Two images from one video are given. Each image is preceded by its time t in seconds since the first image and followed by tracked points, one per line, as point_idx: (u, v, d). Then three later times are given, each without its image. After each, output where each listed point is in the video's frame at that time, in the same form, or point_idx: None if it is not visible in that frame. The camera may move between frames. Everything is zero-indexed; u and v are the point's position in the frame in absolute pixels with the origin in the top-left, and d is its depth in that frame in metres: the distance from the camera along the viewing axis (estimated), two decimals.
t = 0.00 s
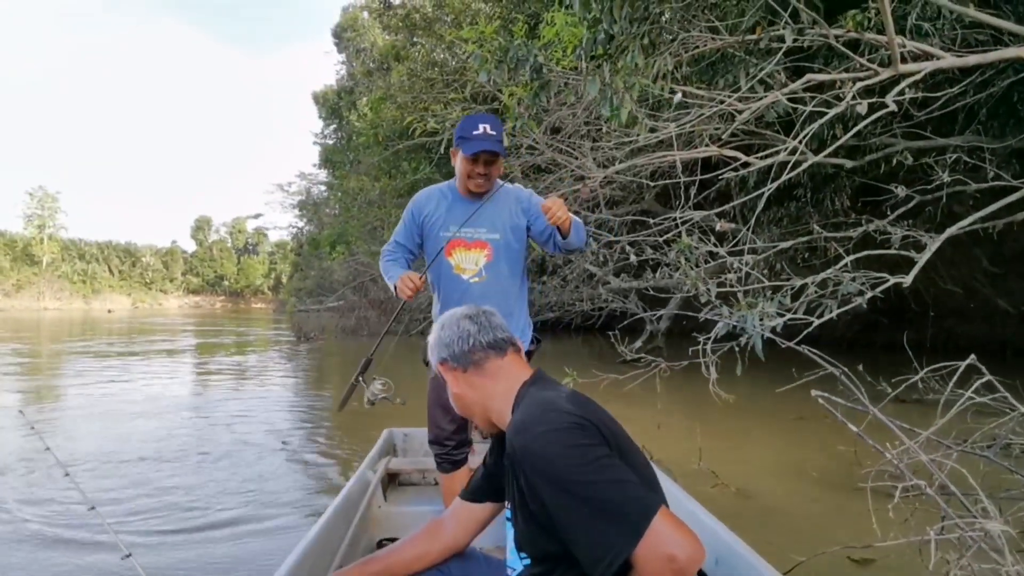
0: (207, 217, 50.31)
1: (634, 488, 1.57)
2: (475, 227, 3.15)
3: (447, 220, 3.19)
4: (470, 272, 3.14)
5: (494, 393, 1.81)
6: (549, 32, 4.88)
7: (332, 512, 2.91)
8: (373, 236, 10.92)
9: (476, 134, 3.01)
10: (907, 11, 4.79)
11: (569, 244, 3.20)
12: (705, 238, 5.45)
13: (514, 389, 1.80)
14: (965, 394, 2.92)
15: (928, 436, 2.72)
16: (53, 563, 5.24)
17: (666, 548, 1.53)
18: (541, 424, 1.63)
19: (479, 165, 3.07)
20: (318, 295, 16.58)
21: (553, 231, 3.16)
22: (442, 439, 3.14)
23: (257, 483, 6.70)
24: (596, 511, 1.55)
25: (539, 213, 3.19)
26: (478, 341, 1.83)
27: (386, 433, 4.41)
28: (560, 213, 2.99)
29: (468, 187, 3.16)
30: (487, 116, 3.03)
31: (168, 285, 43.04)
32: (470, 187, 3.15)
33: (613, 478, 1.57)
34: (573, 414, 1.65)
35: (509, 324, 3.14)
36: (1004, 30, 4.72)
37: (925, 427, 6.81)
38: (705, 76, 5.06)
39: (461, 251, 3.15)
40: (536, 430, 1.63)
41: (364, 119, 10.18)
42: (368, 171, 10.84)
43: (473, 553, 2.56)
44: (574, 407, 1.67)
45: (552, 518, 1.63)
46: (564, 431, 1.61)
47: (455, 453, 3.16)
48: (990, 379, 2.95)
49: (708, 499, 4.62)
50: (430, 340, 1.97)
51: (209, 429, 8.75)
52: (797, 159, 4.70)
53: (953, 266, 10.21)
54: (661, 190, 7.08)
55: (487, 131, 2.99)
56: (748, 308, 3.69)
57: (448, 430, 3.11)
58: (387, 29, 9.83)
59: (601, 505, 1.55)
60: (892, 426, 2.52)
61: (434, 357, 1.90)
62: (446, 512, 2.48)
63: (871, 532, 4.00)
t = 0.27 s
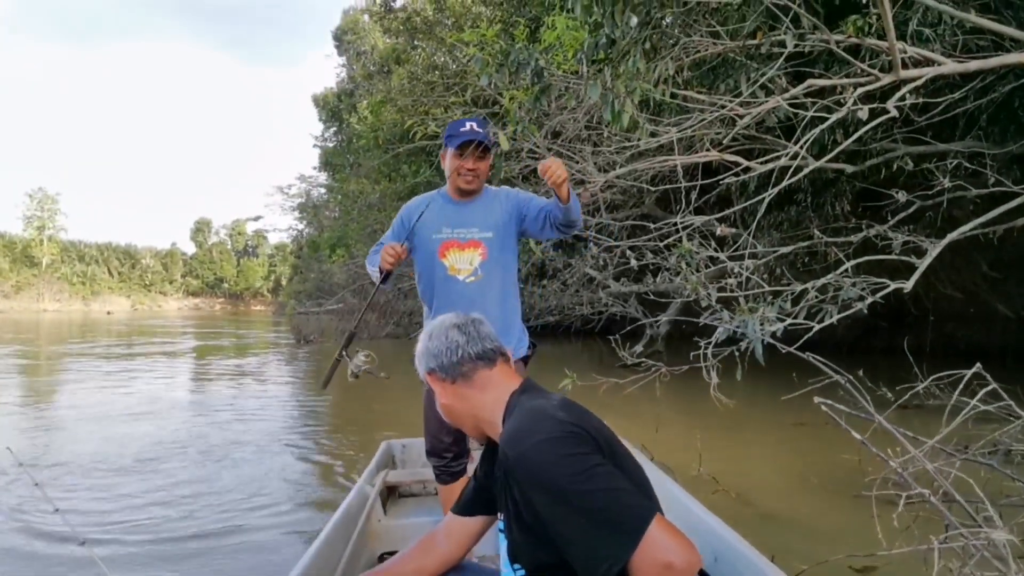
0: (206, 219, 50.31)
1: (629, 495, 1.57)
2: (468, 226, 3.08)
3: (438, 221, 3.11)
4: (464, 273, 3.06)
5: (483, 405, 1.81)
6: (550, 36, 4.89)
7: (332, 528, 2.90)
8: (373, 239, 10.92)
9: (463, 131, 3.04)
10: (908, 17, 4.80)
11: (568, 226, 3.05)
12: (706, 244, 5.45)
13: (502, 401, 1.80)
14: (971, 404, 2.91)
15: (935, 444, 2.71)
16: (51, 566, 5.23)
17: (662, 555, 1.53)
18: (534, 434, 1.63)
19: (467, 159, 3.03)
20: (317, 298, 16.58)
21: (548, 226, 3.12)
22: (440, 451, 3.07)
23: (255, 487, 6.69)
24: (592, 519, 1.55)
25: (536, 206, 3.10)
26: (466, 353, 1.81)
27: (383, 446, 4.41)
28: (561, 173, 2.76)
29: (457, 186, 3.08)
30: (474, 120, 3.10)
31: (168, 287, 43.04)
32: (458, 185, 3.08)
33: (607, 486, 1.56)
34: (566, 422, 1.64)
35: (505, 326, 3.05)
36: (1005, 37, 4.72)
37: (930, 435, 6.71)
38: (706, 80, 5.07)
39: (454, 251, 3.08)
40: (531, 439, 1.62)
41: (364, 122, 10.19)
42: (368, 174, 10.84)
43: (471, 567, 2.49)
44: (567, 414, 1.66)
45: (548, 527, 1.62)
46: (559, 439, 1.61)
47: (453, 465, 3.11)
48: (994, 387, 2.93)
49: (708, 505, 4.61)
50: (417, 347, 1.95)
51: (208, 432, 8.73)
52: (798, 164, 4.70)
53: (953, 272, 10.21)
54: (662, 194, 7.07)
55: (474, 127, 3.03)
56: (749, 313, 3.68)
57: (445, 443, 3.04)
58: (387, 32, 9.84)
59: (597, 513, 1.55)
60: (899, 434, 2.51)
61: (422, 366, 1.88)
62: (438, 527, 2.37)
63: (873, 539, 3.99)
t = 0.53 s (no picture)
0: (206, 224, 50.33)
1: (603, 505, 1.53)
2: (461, 225, 2.94)
3: (430, 222, 2.97)
4: (459, 272, 2.90)
5: (468, 424, 1.77)
6: (550, 44, 4.89)
7: (325, 543, 2.88)
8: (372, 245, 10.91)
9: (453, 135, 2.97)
10: (908, 26, 4.81)
11: (558, 187, 3.00)
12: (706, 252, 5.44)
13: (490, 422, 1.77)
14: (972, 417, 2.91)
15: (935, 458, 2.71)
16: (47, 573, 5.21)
17: (639, 561, 1.49)
18: (506, 452, 1.60)
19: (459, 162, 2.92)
20: (316, 304, 16.58)
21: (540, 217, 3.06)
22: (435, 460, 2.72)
23: (252, 494, 6.67)
24: (567, 533, 1.52)
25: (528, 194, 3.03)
26: (469, 371, 1.79)
27: (381, 457, 4.41)
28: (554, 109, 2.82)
29: (452, 191, 2.96)
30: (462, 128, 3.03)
31: (167, 292, 43.04)
32: (453, 189, 2.95)
33: (580, 497, 1.53)
34: (536, 437, 1.62)
35: (502, 327, 2.88)
36: (1004, 46, 4.73)
37: (932, 448, 6.58)
38: (706, 89, 5.08)
39: (447, 250, 2.92)
40: (502, 458, 1.59)
41: (364, 128, 10.19)
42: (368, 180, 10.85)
43: None
44: (538, 430, 1.64)
45: (527, 545, 1.59)
46: (530, 455, 1.58)
47: (449, 474, 2.76)
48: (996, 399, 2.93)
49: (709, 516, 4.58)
50: (402, 350, 1.86)
51: (205, 437, 8.72)
52: (797, 173, 4.69)
53: (953, 280, 10.20)
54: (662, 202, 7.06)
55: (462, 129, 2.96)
56: (748, 322, 3.66)
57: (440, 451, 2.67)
58: (388, 39, 9.85)
59: (573, 526, 1.51)
60: (899, 448, 2.52)
61: (410, 371, 1.80)
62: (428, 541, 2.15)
63: (875, 551, 3.96)
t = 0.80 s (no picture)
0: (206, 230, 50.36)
1: (589, 513, 1.47)
2: (465, 227, 2.93)
3: (436, 223, 2.98)
4: (461, 273, 2.89)
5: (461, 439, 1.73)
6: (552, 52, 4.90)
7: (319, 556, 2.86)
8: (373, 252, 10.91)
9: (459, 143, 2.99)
10: (908, 35, 4.82)
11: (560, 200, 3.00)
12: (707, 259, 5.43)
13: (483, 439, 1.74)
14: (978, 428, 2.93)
15: (941, 470, 2.73)
16: None
17: (626, 565, 1.42)
18: (488, 466, 1.53)
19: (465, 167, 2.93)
20: (317, 310, 16.57)
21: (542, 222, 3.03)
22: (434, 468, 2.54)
23: (252, 500, 6.65)
24: (553, 542, 1.44)
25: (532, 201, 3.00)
26: (474, 392, 1.78)
27: (379, 464, 4.38)
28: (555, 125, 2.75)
29: (459, 197, 2.96)
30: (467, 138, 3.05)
31: (167, 298, 43.06)
32: (459, 195, 2.96)
33: (565, 504, 1.46)
34: (519, 448, 1.55)
35: (502, 328, 2.84)
36: (1004, 55, 4.74)
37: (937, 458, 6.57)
38: (707, 97, 5.09)
39: (450, 251, 2.92)
40: (483, 471, 1.53)
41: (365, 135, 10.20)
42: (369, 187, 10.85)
43: None
44: (521, 441, 1.58)
45: (513, 560, 1.51)
46: (511, 467, 1.51)
47: (449, 481, 2.59)
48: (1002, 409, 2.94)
49: (711, 527, 4.55)
50: (405, 358, 1.82)
51: (205, 444, 8.71)
52: (799, 180, 4.69)
53: (953, 288, 10.20)
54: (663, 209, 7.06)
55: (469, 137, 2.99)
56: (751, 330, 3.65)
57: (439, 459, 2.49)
58: (389, 46, 9.86)
59: (558, 535, 1.44)
60: (905, 460, 2.53)
61: (415, 381, 1.76)
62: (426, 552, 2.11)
63: (880, 563, 3.94)
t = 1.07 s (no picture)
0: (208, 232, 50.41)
1: (584, 519, 1.47)
2: (470, 233, 2.94)
3: (442, 227, 2.99)
4: (462, 276, 2.89)
5: (455, 451, 1.75)
6: (554, 57, 4.91)
7: (319, 558, 2.86)
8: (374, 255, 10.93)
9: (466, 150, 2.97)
10: (908, 39, 4.83)
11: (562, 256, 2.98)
12: (708, 263, 5.44)
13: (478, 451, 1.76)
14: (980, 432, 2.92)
15: (942, 474, 2.73)
16: None
17: (621, 570, 1.42)
18: (481, 475, 1.54)
19: (472, 176, 2.93)
20: (318, 313, 16.57)
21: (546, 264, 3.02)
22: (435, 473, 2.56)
23: (253, 504, 6.65)
24: (546, 549, 1.45)
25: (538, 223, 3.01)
26: (469, 401, 1.80)
27: (378, 467, 4.39)
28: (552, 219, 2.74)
29: (465, 203, 2.96)
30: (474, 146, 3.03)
31: (168, 300, 43.10)
32: (465, 202, 2.96)
33: (558, 512, 1.47)
34: (513, 457, 1.56)
35: (499, 339, 2.84)
36: (1005, 59, 4.76)
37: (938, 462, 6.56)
38: (708, 102, 5.10)
39: (453, 254, 2.92)
40: (477, 481, 1.54)
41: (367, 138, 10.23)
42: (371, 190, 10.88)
43: None
44: (514, 450, 1.59)
45: (509, 569, 1.52)
46: (505, 475, 1.52)
47: (450, 486, 2.60)
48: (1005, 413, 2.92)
49: (712, 531, 4.56)
50: (400, 367, 1.82)
51: (206, 446, 8.71)
52: (800, 185, 4.70)
53: (955, 292, 10.19)
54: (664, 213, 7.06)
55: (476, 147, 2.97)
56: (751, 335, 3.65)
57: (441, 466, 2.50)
58: (392, 50, 9.89)
59: (552, 543, 1.45)
60: (906, 464, 2.53)
61: (410, 390, 1.77)
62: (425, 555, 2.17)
63: (880, 568, 3.94)
